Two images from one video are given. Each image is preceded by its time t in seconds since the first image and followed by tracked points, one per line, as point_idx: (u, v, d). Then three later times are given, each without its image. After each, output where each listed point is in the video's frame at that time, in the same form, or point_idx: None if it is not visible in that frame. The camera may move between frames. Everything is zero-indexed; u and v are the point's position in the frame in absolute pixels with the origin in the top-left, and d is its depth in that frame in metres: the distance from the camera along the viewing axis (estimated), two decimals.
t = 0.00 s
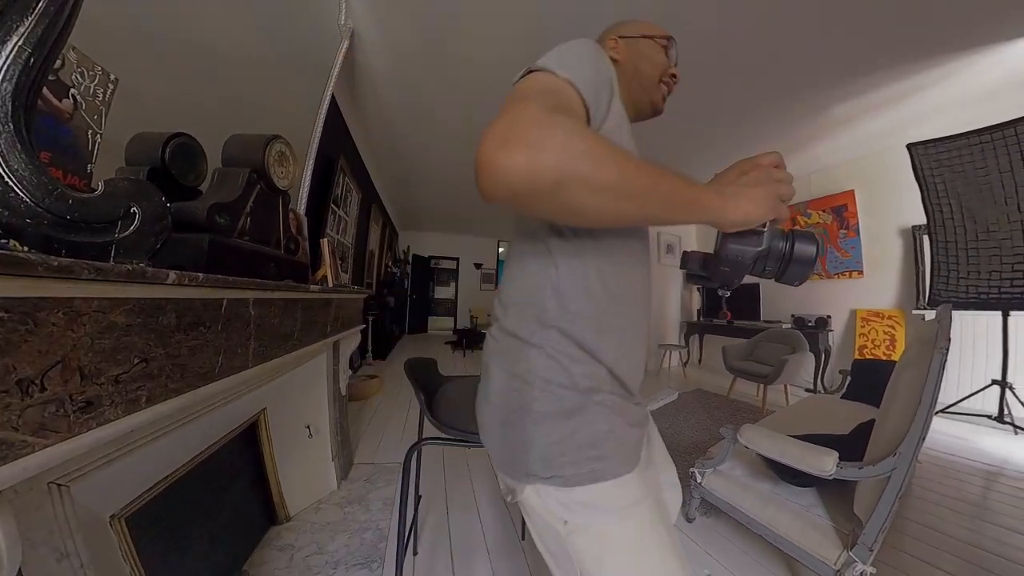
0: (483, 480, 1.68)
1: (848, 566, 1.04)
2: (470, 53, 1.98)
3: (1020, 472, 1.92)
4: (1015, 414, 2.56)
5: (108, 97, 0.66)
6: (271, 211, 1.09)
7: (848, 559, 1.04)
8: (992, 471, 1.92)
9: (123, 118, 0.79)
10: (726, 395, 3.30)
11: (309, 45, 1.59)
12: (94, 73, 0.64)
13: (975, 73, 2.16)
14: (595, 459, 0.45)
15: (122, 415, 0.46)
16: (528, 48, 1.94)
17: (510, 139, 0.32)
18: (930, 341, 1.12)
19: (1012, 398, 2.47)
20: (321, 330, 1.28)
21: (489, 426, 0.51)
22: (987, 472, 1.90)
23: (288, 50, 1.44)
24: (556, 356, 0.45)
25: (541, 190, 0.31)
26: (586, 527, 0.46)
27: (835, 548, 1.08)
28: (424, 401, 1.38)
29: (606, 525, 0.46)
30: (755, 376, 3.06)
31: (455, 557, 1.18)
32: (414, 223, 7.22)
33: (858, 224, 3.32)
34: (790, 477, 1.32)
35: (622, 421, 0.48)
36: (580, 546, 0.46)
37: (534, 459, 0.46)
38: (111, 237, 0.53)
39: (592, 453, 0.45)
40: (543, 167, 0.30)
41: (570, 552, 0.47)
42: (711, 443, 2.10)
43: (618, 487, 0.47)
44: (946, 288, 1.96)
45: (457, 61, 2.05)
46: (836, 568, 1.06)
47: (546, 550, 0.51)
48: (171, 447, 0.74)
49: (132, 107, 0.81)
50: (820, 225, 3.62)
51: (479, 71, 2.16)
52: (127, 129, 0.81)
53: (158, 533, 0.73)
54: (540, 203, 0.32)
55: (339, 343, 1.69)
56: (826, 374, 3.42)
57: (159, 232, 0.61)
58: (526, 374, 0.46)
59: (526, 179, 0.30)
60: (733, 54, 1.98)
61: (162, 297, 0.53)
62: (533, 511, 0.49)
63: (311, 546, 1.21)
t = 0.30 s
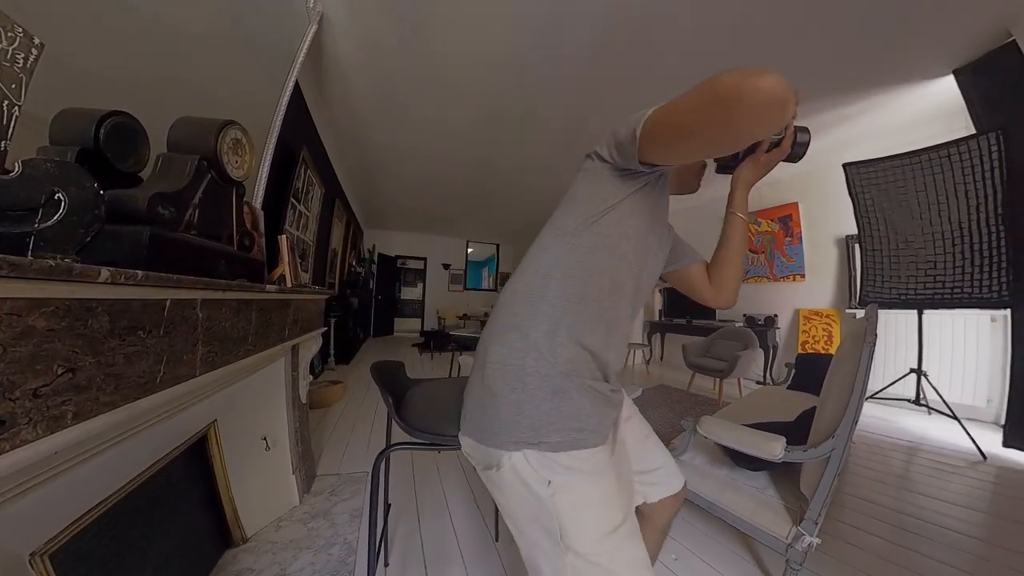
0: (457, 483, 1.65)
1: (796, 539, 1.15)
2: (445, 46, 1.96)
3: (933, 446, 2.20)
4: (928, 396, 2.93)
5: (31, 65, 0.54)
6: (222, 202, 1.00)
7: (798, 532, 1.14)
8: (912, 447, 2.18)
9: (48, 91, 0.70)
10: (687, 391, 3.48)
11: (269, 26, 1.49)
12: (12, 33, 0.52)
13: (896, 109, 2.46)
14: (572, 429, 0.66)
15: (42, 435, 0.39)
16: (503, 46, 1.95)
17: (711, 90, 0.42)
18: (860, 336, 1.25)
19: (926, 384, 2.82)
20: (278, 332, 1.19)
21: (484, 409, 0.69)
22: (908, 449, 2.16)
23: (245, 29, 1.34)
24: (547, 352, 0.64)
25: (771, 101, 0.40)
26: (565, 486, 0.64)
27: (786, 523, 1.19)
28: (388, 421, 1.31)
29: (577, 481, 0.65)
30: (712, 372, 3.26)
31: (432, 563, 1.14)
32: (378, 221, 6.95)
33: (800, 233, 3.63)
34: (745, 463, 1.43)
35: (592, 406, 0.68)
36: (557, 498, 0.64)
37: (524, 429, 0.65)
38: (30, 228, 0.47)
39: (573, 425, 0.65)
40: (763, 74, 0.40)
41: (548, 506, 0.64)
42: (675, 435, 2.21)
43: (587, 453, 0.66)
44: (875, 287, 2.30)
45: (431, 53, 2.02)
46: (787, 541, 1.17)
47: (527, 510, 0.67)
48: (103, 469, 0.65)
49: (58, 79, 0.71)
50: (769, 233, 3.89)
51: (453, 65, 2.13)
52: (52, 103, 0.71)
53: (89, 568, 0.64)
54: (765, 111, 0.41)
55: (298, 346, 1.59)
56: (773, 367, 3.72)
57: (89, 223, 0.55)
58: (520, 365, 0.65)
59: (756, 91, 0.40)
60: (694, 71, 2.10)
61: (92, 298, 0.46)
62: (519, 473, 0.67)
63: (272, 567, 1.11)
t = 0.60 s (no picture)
0: (439, 486, 1.62)
1: (761, 522, 1.21)
2: (426, 39, 1.92)
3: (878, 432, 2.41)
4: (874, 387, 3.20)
5: None
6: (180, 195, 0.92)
7: (763, 516, 1.21)
8: (860, 433, 2.38)
9: None
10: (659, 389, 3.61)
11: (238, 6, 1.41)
12: None
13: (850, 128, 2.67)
14: (545, 440, 0.67)
15: None
16: (485, 43, 1.94)
17: (687, 94, 0.42)
18: (815, 333, 1.35)
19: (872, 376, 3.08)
20: (242, 335, 1.11)
21: (458, 420, 0.71)
22: (858, 435, 2.35)
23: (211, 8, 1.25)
24: (518, 364, 0.65)
25: (749, 104, 0.40)
26: (537, 497, 0.67)
27: (752, 509, 1.25)
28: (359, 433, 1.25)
29: (550, 492, 0.67)
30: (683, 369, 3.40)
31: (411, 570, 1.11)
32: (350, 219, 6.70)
33: (762, 238, 3.86)
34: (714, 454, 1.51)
35: (565, 414, 0.69)
36: (531, 510, 0.67)
37: (496, 442, 0.67)
38: None
39: (545, 437, 0.66)
40: (739, 79, 0.40)
41: (522, 516, 0.67)
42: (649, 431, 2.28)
43: (560, 465, 0.68)
44: (827, 289, 2.45)
45: (411, 45, 1.98)
46: (753, 525, 1.22)
47: (503, 517, 0.71)
48: (42, 488, 0.58)
49: None
50: (734, 237, 4.11)
51: (433, 59, 2.10)
52: None
53: None
54: (743, 114, 0.41)
55: (262, 350, 1.50)
56: (738, 363, 3.94)
57: (22, 213, 0.49)
58: (492, 378, 0.67)
59: (735, 94, 0.39)
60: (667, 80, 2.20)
61: (28, 298, 0.41)
62: (493, 484, 0.69)
63: None
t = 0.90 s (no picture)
0: (420, 490, 1.58)
1: (730, 510, 1.27)
2: (405, 34, 1.89)
3: (830, 421, 2.62)
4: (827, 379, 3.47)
5: None
6: (133, 184, 0.84)
7: (731, 504, 1.28)
8: (814, 423, 2.57)
9: None
10: (632, 386, 3.73)
11: None
12: None
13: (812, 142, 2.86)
14: (523, 436, 0.70)
15: None
16: (465, 42, 1.93)
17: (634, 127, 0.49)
18: (776, 331, 1.44)
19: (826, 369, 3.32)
20: (201, 338, 1.03)
21: (436, 420, 0.73)
22: (813, 425, 2.54)
23: None
24: (496, 361, 0.69)
25: (683, 141, 0.47)
26: (516, 492, 0.69)
27: (721, 497, 1.32)
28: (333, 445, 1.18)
29: (528, 485, 0.70)
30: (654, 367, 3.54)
31: None
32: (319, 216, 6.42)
33: (728, 243, 4.07)
34: (684, 447, 1.57)
35: (542, 410, 0.73)
36: (510, 504, 0.69)
37: (475, 438, 0.69)
38: None
39: (523, 431, 0.70)
40: (677, 118, 0.46)
41: (502, 512, 0.69)
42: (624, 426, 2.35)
43: (538, 458, 0.71)
44: (786, 290, 2.61)
45: (390, 39, 1.93)
46: (723, 513, 1.29)
47: (483, 515, 0.72)
48: None
49: None
50: (702, 242, 4.33)
51: (413, 56, 2.07)
52: None
53: None
54: (679, 148, 0.48)
55: (224, 353, 1.40)
56: (705, 360, 4.14)
57: None
58: (471, 376, 0.69)
59: (673, 130, 0.46)
60: (641, 89, 2.28)
61: None
62: (472, 481, 0.71)
63: None
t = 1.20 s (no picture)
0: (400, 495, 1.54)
1: (701, 499, 1.33)
2: (384, 25, 1.84)
3: (788, 412, 2.81)
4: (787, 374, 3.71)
5: None
6: (74, 169, 0.76)
7: (702, 494, 1.33)
8: (774, 415, 2.74)
9: None
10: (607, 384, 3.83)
11: None
12: None
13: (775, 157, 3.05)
14: (503, 431, 0.72)
15: None
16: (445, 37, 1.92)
17: (609, 154, 0.57)
18: (740, 329, 1.53)
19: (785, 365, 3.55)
20: (155, 342, 0.95)
21: (414, 419, 0.73)
22: (773, 416, 2.72)
23: None
24: (476, 359, 0.70)
25: (648, 171, 0.56)
26: (498, 486, 0.71)
27: (692, 488, 1.37)
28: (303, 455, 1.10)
29: (509, 480, 0.72)
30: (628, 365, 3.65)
31: None
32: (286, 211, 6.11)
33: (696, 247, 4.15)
34: (657, 442, 1.62)
35: (521, 406, 0.75)
36: (492, 499, 0.70)
37: (455, 436, 0.70)
38: None
39: (503, 427, 0.72)
40: (643, 151, 0.56)
41: (484, 507, 0.70)
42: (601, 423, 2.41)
43: (517, 452, 0.74)
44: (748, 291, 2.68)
45: (368, 29, 1.88)
46: (694, 503, 1.35)
47: (463, 512, 0.73)
48: None
49: None
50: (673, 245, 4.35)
51: (392, 48, 2.02)
52: None
53: None
54: (643, 176, 0.57)
55: (182, 358, 1.28)
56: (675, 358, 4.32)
57: None
58: (452, 374, 0.70)
59: (639, 160, 0.55)
60: (618, 94, 2.36)
61: None
62: (452, 479, 0.72)
63: None
